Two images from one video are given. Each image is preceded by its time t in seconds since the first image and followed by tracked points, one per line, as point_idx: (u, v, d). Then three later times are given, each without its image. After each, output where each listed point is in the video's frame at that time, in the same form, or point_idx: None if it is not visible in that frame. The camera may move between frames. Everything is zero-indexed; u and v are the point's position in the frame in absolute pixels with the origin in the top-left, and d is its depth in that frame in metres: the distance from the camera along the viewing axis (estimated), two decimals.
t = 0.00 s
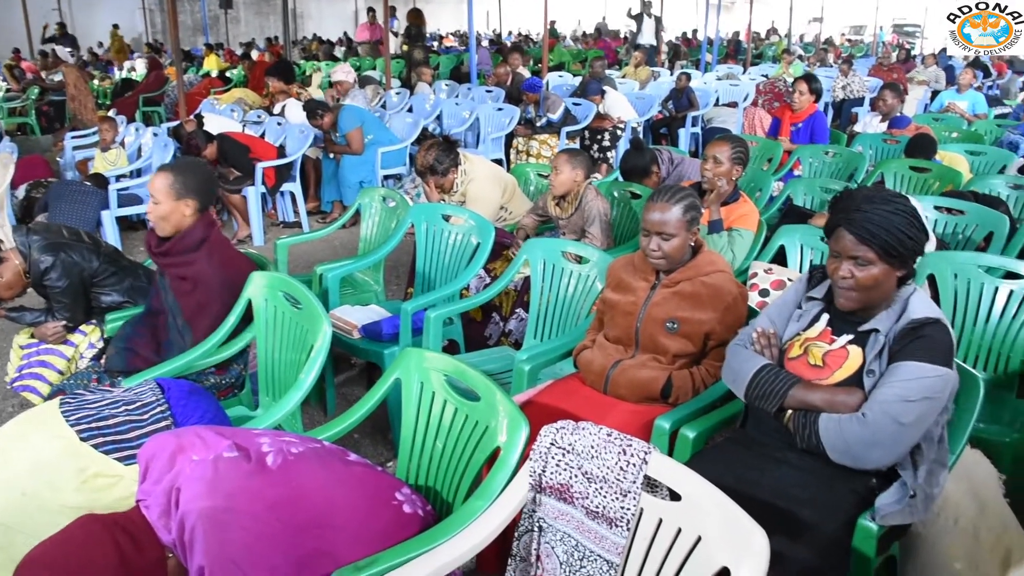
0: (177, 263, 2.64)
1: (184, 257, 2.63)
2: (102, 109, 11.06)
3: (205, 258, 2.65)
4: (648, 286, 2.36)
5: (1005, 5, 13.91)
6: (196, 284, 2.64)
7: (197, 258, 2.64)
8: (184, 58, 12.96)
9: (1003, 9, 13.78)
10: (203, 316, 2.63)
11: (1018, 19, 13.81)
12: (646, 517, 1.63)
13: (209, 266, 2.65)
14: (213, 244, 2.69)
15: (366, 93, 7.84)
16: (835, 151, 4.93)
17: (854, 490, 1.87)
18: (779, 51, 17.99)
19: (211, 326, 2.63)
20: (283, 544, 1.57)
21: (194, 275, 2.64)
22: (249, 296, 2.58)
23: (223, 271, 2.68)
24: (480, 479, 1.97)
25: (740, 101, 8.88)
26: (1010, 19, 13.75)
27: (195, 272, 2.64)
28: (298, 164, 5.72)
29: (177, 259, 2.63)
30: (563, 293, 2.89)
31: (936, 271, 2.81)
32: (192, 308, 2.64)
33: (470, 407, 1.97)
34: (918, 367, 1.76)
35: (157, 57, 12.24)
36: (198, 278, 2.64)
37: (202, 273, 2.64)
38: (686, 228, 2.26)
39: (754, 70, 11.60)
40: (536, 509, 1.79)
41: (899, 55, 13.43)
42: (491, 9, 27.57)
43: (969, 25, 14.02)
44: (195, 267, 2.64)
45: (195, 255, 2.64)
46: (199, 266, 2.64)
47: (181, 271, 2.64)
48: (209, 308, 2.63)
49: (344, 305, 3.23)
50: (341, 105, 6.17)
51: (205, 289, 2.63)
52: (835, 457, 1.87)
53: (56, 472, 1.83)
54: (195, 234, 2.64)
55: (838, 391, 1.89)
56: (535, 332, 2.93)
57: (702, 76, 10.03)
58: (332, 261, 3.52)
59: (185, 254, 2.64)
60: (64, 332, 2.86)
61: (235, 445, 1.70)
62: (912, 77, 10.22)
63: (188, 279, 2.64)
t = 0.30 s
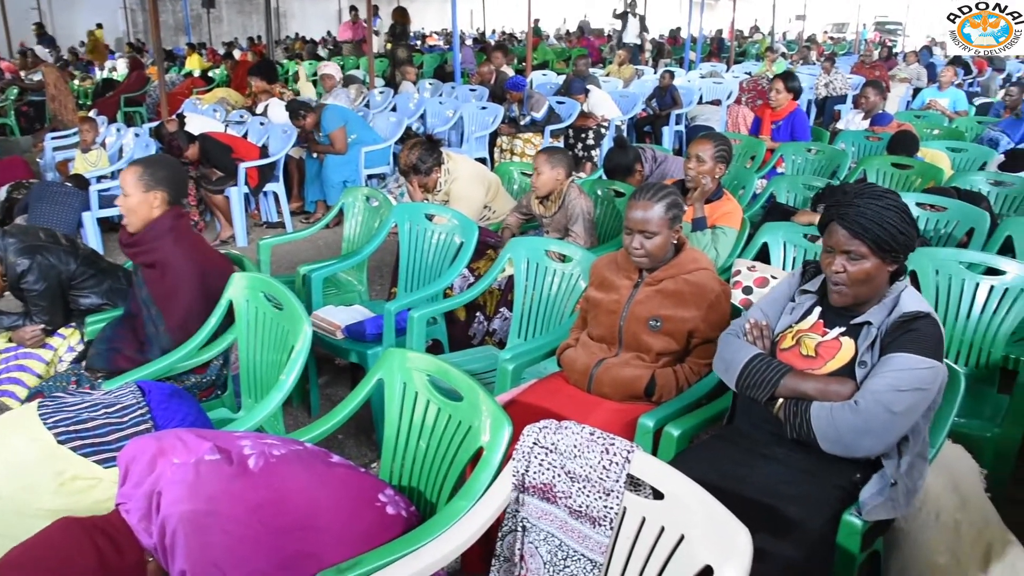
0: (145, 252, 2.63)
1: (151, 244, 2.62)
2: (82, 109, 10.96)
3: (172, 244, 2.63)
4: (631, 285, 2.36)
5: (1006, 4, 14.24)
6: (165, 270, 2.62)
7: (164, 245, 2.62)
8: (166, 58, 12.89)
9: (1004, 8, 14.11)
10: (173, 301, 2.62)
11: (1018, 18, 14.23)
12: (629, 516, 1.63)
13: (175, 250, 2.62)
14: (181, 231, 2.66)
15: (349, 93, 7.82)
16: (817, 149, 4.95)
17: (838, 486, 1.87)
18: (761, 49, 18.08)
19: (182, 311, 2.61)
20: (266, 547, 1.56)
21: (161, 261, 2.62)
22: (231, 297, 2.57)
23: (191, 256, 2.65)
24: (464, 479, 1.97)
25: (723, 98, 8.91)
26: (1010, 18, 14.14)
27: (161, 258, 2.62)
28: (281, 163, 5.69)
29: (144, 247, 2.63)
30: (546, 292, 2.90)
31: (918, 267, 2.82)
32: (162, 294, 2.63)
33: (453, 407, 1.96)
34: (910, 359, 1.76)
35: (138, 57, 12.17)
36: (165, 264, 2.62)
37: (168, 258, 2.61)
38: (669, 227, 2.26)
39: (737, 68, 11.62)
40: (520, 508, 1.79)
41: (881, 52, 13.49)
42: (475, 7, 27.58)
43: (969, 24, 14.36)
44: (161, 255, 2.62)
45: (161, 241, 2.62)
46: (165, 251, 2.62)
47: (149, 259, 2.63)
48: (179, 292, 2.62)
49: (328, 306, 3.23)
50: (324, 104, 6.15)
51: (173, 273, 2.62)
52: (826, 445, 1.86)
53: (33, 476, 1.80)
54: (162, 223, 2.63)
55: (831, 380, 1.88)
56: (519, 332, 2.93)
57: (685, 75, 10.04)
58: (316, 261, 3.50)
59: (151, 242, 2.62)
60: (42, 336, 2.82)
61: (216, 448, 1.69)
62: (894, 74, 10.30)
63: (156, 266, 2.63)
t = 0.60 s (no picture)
0: (114, 251, 2.62)
1: (118, 243, 2.61)
2: (61, 109, 10.85)
3: (139, 241, 2.61)
4: (612, 284, 2.36)
5: (1004, 6, 13.80)
6: (132, 267, 2.60)
7: (130, 242, 2.60)
8: (145, 58, 12.77)
9: (1004, 9, 13.67)
10: (142, 298, 2.60)
11: (1018, 19, 13.73)
12: (610, 515, 1.63)
13: (142, 247, 2.60)
14: (148, 228, 2.64)
15: (330, 92, 7.78)
16: (798, 146, 5.00)
17: (818, 483, 1.88)
18: (743, 47, 18.18)
19: (152, 307, 2.59)
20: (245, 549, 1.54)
21: (129, 259, 2.60)
22: (209, 298, 2.54)
23: (157, 252, 2.62)
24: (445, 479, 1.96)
25: (704, 97, 8.95)
26: (1010, 18, 13.77)
27: (128, 256, 2.60)
28: (261, 164, 5.66)
29: (113, 246, 2.62)
30: (528, 290, 2.89)
31: (897, 264, 2.84)
32: (132, 291, 2.61)
33: (434, 407, 1.95)
34: (881, 359, 1.77)
35: (116, 56, 12.06)
36: (132, 261, 2.60)
37: (135, 255, 2.60)
38: (649, 225, 2.27)
39: (718, 66, 11.66)
40: (501, 508, 1.78)
41: (861, 51, 13.57)
42: (457, 7, 27.59)
43: (969, 24, 13.70)
44: (128, 251, 2.60)
45: (127, 239, 2.61)
46: (132, 249, 2.60)
47: (117, 258, 2.62)
48: (147, 288, 2.60)
49: (309, 306, 3.21)
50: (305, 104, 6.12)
51: (140, 270, 2.60)
52: (801, 448, 1.87)
53: (10, 478, 1.79)
54: (129, 221, 2.62)
55: (804, 383, 1.88)
56: (500, 331, 2.92)
57: (667, 74, 10.07)
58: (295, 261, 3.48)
59: (118, 239, 2.61)
60: (19, 338, 2.78)
61: (194, 450, 1.66)
62: (873, 73, 10.38)
63: (125, 264, 2.61)
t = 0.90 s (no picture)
0: (108, 259, 2.60)
1: (112, 250, 2.59)
2: (48, 108, 10.79)
3: (134, 249, 2.60)
4: (601, 280, 2.36)
5: (1004, 6, 13.88)
6: (128, 275, 2.59)
7: (126, 250, 2.59)
8: (134, 56, 12.72)
9: (1003, 8, 13.75)
10: (138, 307, 2.59)
11: (1019, 20, 13.72)
12: (601, 512, 1.62)
13: (138, 255, 2.59)
14: (142, 235, 2.63)
15: (320, 90, 7.76)
16: (788, 142, 4.99)
17: (809, 479, 1.88)
18: (732, 44, 18.25)
19: (147, 315, 2.59)
20: (234, 550, 1.53)
21: (124, 267, 2.59)
22: (197, 297, 2.53)
23: (153, 260, 2.62)
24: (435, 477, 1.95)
25: (695, 93, 8.97)
26: (1010, 18, 13.69)
27: (125, 264, 2.59)
28: (250, 162, 5.64)
29: (106, 254, 2.60)
30: (519, 287, 2.88)
31: (887, 260, 2.85)
32: (127, 299, 2.60)
33: (423, 405, 1.95)
34: (874, 350, 1.77)
35: (105, 54, 12.02)
36: (128, 269, 2.59)
37: (132, 264, 2.59)
38: (638, 221, 2.26)
39: (708, 63, 11.68)
40: (491, 506, 1.77)
41: (850, 47, 13.61)
42: (448, 4, 27.58)
43: (969, 25, 13.86)
44: (124, 259, 2.59)
45: (122, 247, 2.59)
46: (128, 257, 2.59)
47: (112, 266, 2.60)
48: (143, 296, 2.59)
49: (298, 304, 3.20)
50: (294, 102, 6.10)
51: (137, 278, 2.59)
52: (795, 441, 1.86)
53: None
54: (122, 228, 2.60)
55: (797, 376, 1.89)
56: (491, 328, 2.92)
57: (656, 70, 10.08)
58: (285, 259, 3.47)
59: (112, 246, 2.59)
60: (8, 338, 2.76)
61: (182, 450, 1.66)
62: (863, 69, 10.44)
63: (120, 272, 2.60)
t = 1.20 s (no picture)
0: (117, 271, 2.58)
1: (122, 263, 2.58)
2: (45, 107, 10.78)
3: (144, 263, 2.60)
4: (597, 277, 2.36)
5: (1006, 6, 13.80)
6: (136, 290, 2.59)
7: (136, 265, 2.58)
8: (131, 55, 12.73)
9: (1003, 8, 13.69)
10: (142, 323, 2.59)
11: (1021, 20, 13.67)
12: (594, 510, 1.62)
13: (148, 270, 2.60)
14: (152, 248, 2.63)
15: (316, 88, 7.75)
16: (784, 141, 5.00)
17: (803, 476, 1.88)
18: (729, 43, 18.29)
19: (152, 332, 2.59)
20: (228, 549, 1.53)
21: (133, 281, 2.59)
22: (192, 296, 2.53)
23: (162, 275, 2.62)
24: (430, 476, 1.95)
25: (691, 91, 8.97)
26: (1010, 18, 13.67)
27: (134, 279, 2.58)
28: (247, 160, 5.65)
29: (114, 265, 2.58)
30: (514, 285, 2.89)
31: (882, 257, 2.85)
32: (131, 313, 2.59)
33: (417, 403, 1.95)
34: (869, 347, 1.77)
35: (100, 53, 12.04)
36: (137, 283, 2.59)
37: (142, 278, 2.59)
38: (632, 219, 2.27)
39: (705, 61, 11.67)
40: (485, 504, 1.77)
41: (846, 45, 13.61)
42: (445, 3, 27.58)
43: (969, 26, 13.89)
44: (134, 272, 2.58)
45: (133, 259, 2.58)
46: (138, 270, 2.59)
47: (120, 278, 2.59)
48: (148, 313, 2.59)
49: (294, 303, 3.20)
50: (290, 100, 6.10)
51: (144, 295, 2.58)
52: (789, 437, 1.86)
53: None
54: (132, 239, 2.59)
55: (792, 371, 1.88)
56: (487, 326, 2.93)
57: (652, 68, 10.08)
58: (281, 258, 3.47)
59: (123, 259, 2.58)
60: None
61: (176, 449, 1.66)
62: (860, 66, 10.44)
63: (127, 285, 2.59)
